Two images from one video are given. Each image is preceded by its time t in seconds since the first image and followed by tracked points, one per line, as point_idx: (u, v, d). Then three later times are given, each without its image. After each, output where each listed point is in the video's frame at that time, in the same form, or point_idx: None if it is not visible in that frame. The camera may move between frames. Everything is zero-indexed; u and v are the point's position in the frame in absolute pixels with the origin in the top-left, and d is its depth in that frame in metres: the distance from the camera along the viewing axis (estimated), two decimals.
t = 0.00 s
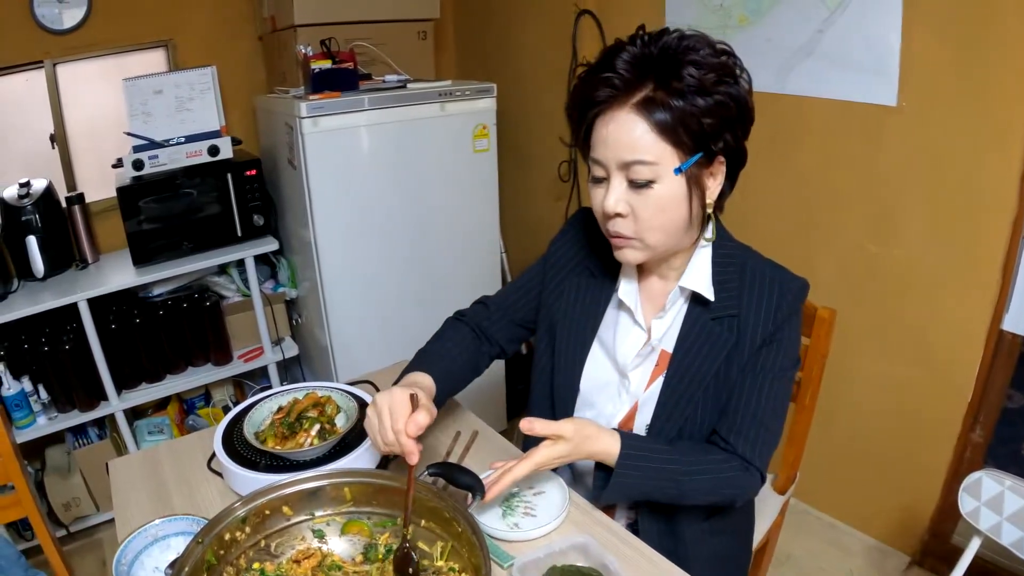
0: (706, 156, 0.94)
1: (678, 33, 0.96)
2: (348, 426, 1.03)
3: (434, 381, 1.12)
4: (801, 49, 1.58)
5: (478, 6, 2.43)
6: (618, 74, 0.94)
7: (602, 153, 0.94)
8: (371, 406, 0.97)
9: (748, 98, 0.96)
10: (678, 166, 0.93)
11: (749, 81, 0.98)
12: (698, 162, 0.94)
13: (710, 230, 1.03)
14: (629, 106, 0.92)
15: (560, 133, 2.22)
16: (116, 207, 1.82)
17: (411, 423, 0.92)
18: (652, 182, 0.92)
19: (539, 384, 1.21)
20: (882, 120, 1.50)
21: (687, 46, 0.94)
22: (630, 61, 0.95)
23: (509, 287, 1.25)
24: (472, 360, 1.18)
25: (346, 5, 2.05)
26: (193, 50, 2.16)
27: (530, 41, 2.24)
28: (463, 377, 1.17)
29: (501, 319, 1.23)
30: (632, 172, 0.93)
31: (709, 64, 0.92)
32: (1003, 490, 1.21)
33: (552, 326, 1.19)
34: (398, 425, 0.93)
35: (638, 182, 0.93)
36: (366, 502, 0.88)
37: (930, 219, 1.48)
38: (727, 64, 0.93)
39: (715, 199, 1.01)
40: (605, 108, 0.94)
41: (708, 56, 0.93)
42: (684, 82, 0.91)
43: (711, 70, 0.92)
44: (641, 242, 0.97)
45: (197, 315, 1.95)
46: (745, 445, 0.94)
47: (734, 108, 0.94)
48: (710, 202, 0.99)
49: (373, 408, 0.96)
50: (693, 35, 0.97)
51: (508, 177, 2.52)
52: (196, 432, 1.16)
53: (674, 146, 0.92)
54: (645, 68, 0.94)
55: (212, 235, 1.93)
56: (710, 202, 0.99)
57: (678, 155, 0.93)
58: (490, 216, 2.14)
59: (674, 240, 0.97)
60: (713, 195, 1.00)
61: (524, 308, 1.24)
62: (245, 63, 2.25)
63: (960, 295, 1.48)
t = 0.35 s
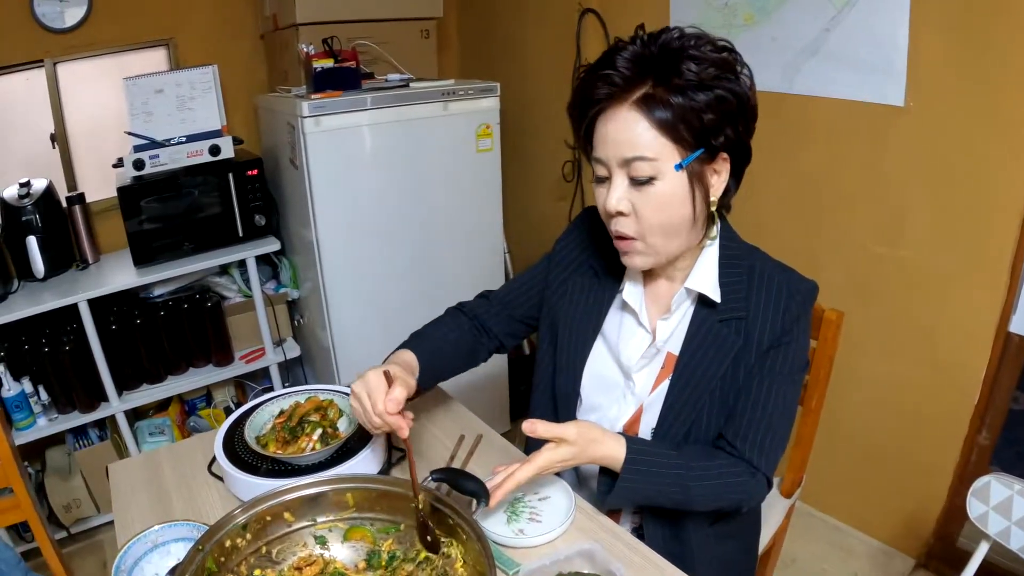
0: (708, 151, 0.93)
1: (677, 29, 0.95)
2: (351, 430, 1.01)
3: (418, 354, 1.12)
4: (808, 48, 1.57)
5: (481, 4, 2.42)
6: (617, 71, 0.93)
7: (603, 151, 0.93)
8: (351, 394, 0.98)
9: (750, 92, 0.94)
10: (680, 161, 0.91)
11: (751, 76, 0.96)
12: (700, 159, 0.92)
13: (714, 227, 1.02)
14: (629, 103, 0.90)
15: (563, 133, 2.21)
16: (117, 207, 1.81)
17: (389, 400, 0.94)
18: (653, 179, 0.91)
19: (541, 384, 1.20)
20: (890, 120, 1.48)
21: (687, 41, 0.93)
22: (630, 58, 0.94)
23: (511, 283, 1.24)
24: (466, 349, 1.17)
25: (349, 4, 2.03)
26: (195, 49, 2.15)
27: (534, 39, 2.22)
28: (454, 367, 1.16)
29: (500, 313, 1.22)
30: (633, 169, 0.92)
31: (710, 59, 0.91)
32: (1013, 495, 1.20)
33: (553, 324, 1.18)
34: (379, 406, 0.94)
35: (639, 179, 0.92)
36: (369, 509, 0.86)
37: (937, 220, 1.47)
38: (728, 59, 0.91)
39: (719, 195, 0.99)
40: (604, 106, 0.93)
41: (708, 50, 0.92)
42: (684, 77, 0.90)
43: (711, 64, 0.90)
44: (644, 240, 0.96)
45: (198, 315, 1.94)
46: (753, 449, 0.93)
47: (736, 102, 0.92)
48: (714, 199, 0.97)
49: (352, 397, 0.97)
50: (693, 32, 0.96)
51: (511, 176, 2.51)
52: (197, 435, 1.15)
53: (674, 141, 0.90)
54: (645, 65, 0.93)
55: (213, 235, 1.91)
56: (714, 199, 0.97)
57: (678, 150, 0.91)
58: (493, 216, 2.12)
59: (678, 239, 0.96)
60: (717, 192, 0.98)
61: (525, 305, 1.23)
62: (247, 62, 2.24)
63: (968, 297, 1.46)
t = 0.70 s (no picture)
0: (710, 149, 0.91)
1: (674, 25, 0.93)
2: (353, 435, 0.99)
3: (418, 378, 1.08)
4: (815, 46, 1.55)
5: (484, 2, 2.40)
6: (615, 68, 0.91)
7: (603, 151, 0.92)
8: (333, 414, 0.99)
9: (751, 88, 0.92)
10: (681, 160, 0.89)
11: (752, 71, 0.94)
12: (701, 156, 0.90)
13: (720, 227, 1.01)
14: (628, 101, 0.89)
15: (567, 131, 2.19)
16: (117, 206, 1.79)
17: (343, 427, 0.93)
18: (654, 178, 0.89)
19: (546, 390, 1.18)
20: (898, 119, 1.46)
21: (685, 36, 0.91)
22: (627, 55, 0.92)
23: (514, 292, 1.21)
24: (471, 361, 1.14)
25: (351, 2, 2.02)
26: (196, 47, 2.13)
27: (538, 37, 2.20)
28: (463, 380, 1.13)
29: (505, 323, 1.19)
30: (633, 169, 0.90)
31: (709, 54, 0.89)
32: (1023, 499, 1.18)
33: (559, 331, 1.16)
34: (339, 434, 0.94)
35: (640, 179, 0.90)
36: (371, 515, 0.84)
37: (946, 220, 1.45)
38: (727, 53, 0.90)
39: (723, 193, 0.98)
40: (603, 104, 0.91)
41: (707, 45, 0.90)
42: (683, 72, 0.88)
43: (711, 59, 0.89)
44: (646, 242, 0.93)
45: (198, 315, 1.92)
46: (763, 456, 0.91)
47: (737, 98, 0.90)
48: (717, 198, 0.96)
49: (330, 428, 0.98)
50: (692, 28, 0.94)
51: (514, 175, 2.49)
52: (197, 439, 1.13)
53: (675, 139, 0.89)
54: (643, 61, 0.91)
55: (214, 235, 1.90)
56: (717, 199, 0.96)
57: (679, 148, 0.89)
58: (496, 215, 2.10)
59: (682, 239, 0.94)
60: (721, 191, 0.96)
61: (530, 313, 1.20)
62: (249, 61, 2.22)
63: (977, 298, 1.44)
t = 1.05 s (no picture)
0: (712, 149, 0.89)
1: (671, 23, 0.91)
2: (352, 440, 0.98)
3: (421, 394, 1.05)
4: (820, 45, 1.53)
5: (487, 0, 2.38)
6: (612, 69, 0.89)
7: (602, 154, 0.90)
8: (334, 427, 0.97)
9: (752, 85, 0.90)
10: (683, 161, 0.88)
11: (752, 68, 0.93)
12: (703, 157, 0.89)
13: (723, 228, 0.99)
14: (627, 102, 0.87)
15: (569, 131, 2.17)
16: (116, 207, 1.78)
17: (359, 439, 0.91)
18: (656, 180, 0.87)
19: (548, 395, 1.16)
20: (905, 119, 1.44)
21: (684, 35, 0.89)
22: (625, 55, 0.90)
23: (514, 296, 1.19)
24: (471, 368, 1.12)
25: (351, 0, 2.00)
26: (196, 46, 2.12)
27: (540, 35, 2.18)
28: (466, 386, 1.11)
29: (505, 329, 1.17)
30: (634, 171, 0.88)
31: (709, 52, 0.87)
32: None
33: (560, 337, 1.15)
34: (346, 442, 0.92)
35: (642, 181, 0.88)
36: (371, 523, 0.83)
37: (954, 220, 1.43)
38: (727, 51, 0.88)
39: (725, 193, 0.96)
40: (601, 106, 0.89)
41: (706, 43, 0.88)
42: (683, 71, 0.86)
43: (710, 57, 0.87)
44: (650, 246, 0.92)
45: (198, 316, 1.90)
46: (771, 460, 0.89)
47: (738, 96, 0.89)
48: (720, 197, 0.94)
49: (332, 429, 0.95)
50: (690, 26, 0.92)
51: (516, 174, 2.47)
52: (194, 444, 1.12)
53: (675, 139, 0.87)
54: (641, 61, 0.89)
55: (214, 235, 1.88)
56: (720, 198, 0.94)
57: (680, 149, 0.87)
58: (498, 215, 2.09)
59: (685, 241, 0.92)
60: (724, 191, 0.94)
61: (532, 318, 1.18)
62: (249, 60, 2.21)
63: (985, 300, 1.42)
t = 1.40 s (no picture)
0: (716, 149, 0.87)
1: (674, 20, 0.90)
2: (351, 445, 0.97)
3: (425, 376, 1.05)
4: (825, 43, 1.51)
5: None
6: (614, 67, 0.88)
7: (604, 155, 0.88)
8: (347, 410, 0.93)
9: (757, 83, 0.89)
10: (686, 161, 0.86)
11: (756, 66, 0.91)
12: (707, 157, 0.87)
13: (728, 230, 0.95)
14: (629, 101, 0.85)
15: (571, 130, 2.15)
16: (114, 207, 1.76)
17: (388, 422, 0.86)
18: (658, 181, 0.86)
19: (548, 400, 1.14)
20: (911, 117, 1.42)
21: (687, 32, 0.88)
22: (626, 53, 0.88)
23: (514, 297, 1.18)
24: (471, 368, 1.11)
25: None
26: (195, 45, 2.10)
27: (542, 34, 2.17)
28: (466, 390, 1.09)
29: (505, 332, 1.15)
30: (636, 172, 0.86)
31: (712, 49, 0.85)
32: None
33: (561, 342, 1.13)
34: (375, 424, 0.87)
35: (644, 182, 0.86)
36: (369, 531, 0.81)
37: (961, 219, 1.40)
38: (732, 48, 0.86)
39: (731, 194, 0.94)
40: (602, 105, 0.87)
41: (710, 41, 0.86)
42: (686, 69, 0.84)
43: (714, 55, 0.85)
44: (653, 248, 0.90)
45: (197, 317, 1.89)
46: (778, 467, 0.88)
47: (743, 94, 0.87)
48: (725, 198, 0.92)
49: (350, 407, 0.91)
50: (694, 22, 0.90)
51: (518, 174, 2.46)
52: (190, 449, 1.10)
53: (679, 139, 0.85)
54: (643, 59, 0.87)
55: (213, 235, 1.87)
56: (725, 199, 0.92)
57: (683, 149, 0.85)
58: (499, 215, 2.07)
59: (689, 243, 0.90)
60: (729, 192, 0.92)
61: (532, 321, 1.17)
62: (249, 59, 2.19)
63: (992, 301, 1.40)
